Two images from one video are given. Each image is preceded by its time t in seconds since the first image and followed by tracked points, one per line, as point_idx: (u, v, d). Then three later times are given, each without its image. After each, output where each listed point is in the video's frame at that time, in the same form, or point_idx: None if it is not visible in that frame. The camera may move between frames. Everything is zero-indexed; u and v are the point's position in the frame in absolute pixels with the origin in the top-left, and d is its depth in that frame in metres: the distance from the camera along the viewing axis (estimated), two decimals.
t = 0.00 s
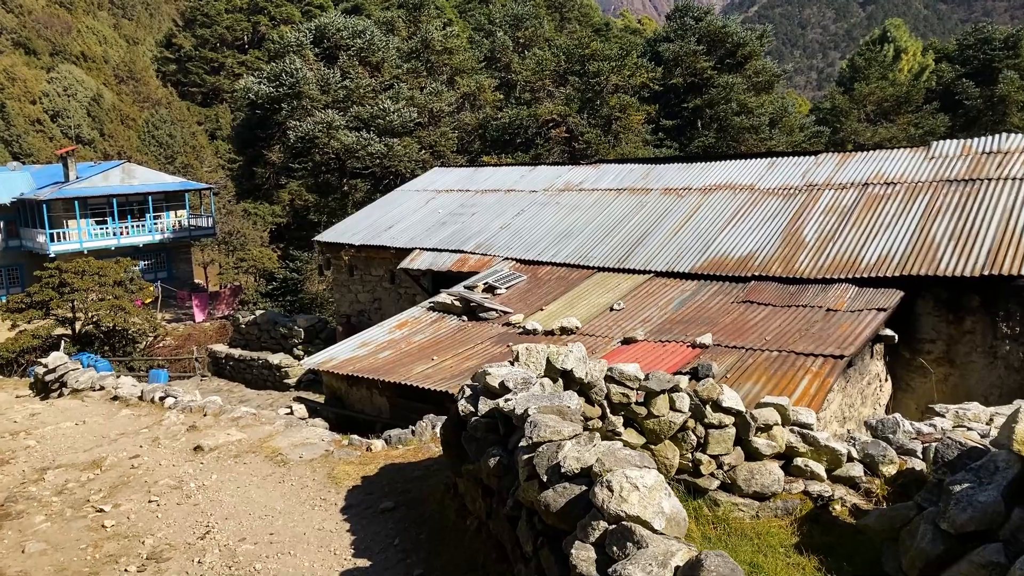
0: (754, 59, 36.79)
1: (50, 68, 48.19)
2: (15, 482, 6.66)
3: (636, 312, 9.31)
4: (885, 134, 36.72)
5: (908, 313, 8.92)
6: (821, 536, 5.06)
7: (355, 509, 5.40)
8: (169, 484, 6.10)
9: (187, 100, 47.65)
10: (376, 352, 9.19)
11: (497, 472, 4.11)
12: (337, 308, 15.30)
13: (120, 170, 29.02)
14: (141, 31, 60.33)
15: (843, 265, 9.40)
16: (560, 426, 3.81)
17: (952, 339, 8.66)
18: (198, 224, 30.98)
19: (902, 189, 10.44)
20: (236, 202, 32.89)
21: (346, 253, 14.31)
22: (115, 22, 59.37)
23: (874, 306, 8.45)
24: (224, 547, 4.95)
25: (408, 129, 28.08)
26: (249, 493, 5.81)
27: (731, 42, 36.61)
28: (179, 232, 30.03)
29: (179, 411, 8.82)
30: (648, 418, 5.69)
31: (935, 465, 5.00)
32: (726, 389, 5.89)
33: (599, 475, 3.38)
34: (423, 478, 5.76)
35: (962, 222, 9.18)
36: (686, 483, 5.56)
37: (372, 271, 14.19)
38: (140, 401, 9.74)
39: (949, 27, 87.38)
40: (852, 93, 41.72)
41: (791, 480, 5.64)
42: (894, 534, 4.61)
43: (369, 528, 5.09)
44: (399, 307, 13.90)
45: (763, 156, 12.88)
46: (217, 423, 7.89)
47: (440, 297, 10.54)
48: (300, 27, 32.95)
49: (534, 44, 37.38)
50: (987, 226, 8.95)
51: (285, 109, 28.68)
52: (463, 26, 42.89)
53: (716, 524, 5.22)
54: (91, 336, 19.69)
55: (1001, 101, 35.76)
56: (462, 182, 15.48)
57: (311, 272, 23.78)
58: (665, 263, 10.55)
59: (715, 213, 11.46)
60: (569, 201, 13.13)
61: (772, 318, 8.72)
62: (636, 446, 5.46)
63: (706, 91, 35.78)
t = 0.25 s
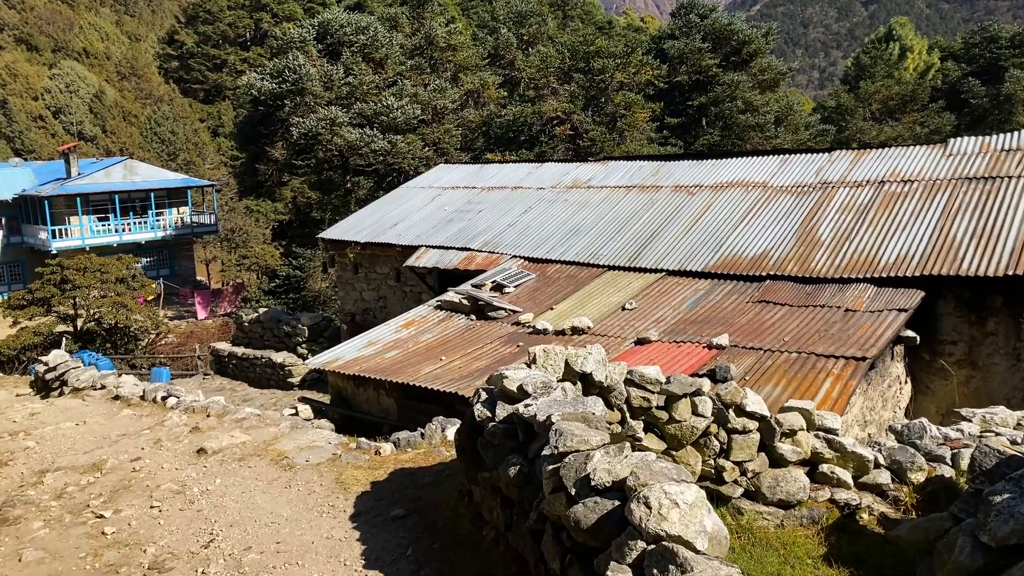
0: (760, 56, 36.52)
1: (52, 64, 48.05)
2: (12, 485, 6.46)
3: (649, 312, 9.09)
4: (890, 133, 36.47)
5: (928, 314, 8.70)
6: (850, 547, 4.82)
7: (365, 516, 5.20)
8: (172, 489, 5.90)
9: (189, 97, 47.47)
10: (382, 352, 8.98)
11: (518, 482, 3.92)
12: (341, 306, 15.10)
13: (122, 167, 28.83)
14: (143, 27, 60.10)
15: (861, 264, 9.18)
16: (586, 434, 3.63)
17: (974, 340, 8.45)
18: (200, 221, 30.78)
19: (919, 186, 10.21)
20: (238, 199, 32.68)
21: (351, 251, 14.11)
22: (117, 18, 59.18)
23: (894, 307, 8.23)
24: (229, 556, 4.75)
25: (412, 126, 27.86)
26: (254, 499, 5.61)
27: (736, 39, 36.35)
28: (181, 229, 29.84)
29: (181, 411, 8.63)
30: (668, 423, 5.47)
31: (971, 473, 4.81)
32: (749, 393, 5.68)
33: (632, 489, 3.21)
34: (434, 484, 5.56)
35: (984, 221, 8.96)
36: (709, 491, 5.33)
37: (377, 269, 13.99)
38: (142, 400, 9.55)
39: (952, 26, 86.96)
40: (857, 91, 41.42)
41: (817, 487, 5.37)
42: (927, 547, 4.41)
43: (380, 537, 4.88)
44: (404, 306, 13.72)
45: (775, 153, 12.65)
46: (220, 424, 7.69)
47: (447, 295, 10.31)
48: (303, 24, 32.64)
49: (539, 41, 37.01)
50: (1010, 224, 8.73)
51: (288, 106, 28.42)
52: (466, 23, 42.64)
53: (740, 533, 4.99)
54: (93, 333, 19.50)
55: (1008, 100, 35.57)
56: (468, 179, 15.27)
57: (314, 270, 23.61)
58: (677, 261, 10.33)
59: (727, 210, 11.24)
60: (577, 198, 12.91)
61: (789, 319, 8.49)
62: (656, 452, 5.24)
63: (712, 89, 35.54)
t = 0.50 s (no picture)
0: (766, 53, 36.18)
1: (55, 61, 47.98)
2: (7, 487, 6.29)
3: (659, 310, 8.88)
4: (897, 130, 36.16)
5: (947, 312, 8.50)
6: (876, 555, 4.59)
7: (369, 521, 5.00)
8: (170, 492, 5.71)
9: (192, 94, 47.28)
10: (387, 350, 8.79)
11: (532, 489, 3.73)
12: (344, 304, 14.91)
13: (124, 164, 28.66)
14: (146, 25, 59.86)
15: (877, 261, 8.96)
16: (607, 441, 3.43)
17: (995, 339, 8.24)
18: (203, 218, 30.60)
19: (936, 181, 9.98)
20: (241, 196, 32.50)
21: (354, 248, 13.91)
22: (120, 15, 59.04)
23: (913, 304, 8.01)
24: (228, 564, 4.56)
25: (415, 123, 27.62)
26: (255, 503, 5.41)
27: (742, 36, 36.06)
28: (184, 227, 29.69)
29: (181, 410, 8.44)
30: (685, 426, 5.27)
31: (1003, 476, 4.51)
32: (769, 395, 5.47)
33: (659, 500, 3.02)
34: (442, 489, 5.36)
35: (1005, 216, 8.73)
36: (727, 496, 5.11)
37: (381, 266, 13.79)
38: (141, 400, 9.37)
39: (957, 23, 86.40)
40: (863, 88, 41.03)
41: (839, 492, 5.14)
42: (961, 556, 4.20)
43: (385, 544, 4.69)
44: (408, 303, 13.53)
45: (786, 148, 12.42)
46: (221, 424, 7.51)
47: (452, 293, 10.10)
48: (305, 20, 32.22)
49: (543, 37, 36.82)
50: None
51: (290, 102, 28.19)
52: (469, 20, 42.34)
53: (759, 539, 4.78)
54: (95, 331, 19.34)
55: (1016, 96, 35.18)
56: (473, 175, 15.06)
57: (317, 268, 23.42)
58: (688, 258, 10.12)
59: (738, 206, 11.01)
60: (584, 193, 12.70)
61: (804, 317, 8.27)
62: (672, 454, 5.03)
63: (717, 86, 35.24)
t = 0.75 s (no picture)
0: (788, 52, 35.65)
1: (76, 60, 48.43)
2: (21, 493, 6.15)
3: (689, 315, 8.59)
4: (922, 130, 35.48)
5: (992, 319, 8.11)
6: None
7: (395, 538, 4.78)
8: (187, 501, 5.53)
9: (210, 92, 47.45)
10: (408, 354, 8.57)
11: (574, 513, 3.58)
12: (363, 304, 14.74)
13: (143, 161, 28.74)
14: (165, 23, 60.24)
15: (917, 265, 8.58)
16: (659, 465, 3.28)
17: None
18: (221, 216, 30.63)
19: (977, 183, 9.59)
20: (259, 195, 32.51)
21: (375, 247, 13.75)
22: (140, 14, 59.49)
23: (957, 311, 7.64)
24: None
25: (433, 121, 27.44)
26: (275, 514, 5.21)
27: (764, 34, 35.54)
28: (202, 225, 29.72)
29: (200, 414, 8.29)
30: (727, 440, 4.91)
31: None
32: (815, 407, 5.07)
33: (724, 535, 2.88)
34: (470, 506, 5.12)
35: None
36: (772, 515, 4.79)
37: (400, 267, 13.60)
38: (158, 401, 9.22)
39: (980, 22, 84.99)
40: (887, 88, 40.31)
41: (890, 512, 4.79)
42: None
43: (413, 563, 4.46)
44: (428, 305, 13.35)
45: (817, 148, 12.05)
46: (240, 429, 7.33)
47: (474, 295, 9.86)
48: (324, 18, 32.22)
49: (562, 35, 36.73)
50: None
51: (309, 100, 28.12)
52: (488, 18, 42.12)
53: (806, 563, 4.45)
54: (113, 328, 19.34)
55: None
56: (494, 174, 14.82)
57: (335, 267, 23.32)
58: (718, 261, 9.80)
59: (769, 208, 10.67)
60: (608, 193, 12.42)
61: (842, 324, 7.93)
62: (714, 472, 4.66)
63: (738, 85, 34.77)
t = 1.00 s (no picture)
0: (832, 50, 34.75)
1: (122, 68, 49.90)
2: (65, 501, 6.26)
3: (737, 323, 8.30)
4: (974, 130, 34.18)
5: None
6: None
7: (436, 556, 4.67)
8: (226, 512, 5.52)
9: (251, 98, 48.32)
10: (447, 360, 8.45)
11: (630, 539, 3.50)
12: (401, 308, 14.70)
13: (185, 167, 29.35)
14: (208, 31, 61.65)
15: (981, 272, 8.09)
16: (724, 492, 3.14)
17: None
18: (261, 220, 31.08)
19: None
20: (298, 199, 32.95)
21: (413, 252, 13.66)
22: (184, 22, 61.01)
23: None
24: None
25: (470, 125, 27.42)
26: (314, 527, 5.14)
27: (807, 33, 34.65)
28: (242, 229, 30.16)
29: (239, 421, 8.33)
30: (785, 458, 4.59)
31: None
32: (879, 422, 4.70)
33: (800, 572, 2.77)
34: (513, 524, 4.98)
35: None
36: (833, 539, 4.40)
37: (438, 271, 13.54)
38: (198, 407, 9.30)
39: None
40: (936, 87, 38.97)
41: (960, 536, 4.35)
42: None
43: None
44: (466, 309, 13.25)
45: (868, 148, 11.53)
46: (279, 436, 7.30)
47: (515, 301, 9.71)
48: (362, 23, 32.51)
49: (599, 37, 36.54)
50: None
51: (347, 105, 28.37)
52: (524, 21, 42.00)
53: None
54: (156, 331, 19.74)
55: None
56: (532, 178, 14.65)
57: (372, 271, 23.45)
58: (765, 267, 9.44)
59: (818, 211, 10.25)
60: (649, 198, 12.14)
61: (901, 331, 7.48)
62: (774, 491, 4.36)
63: (780, 85, 34.02)
